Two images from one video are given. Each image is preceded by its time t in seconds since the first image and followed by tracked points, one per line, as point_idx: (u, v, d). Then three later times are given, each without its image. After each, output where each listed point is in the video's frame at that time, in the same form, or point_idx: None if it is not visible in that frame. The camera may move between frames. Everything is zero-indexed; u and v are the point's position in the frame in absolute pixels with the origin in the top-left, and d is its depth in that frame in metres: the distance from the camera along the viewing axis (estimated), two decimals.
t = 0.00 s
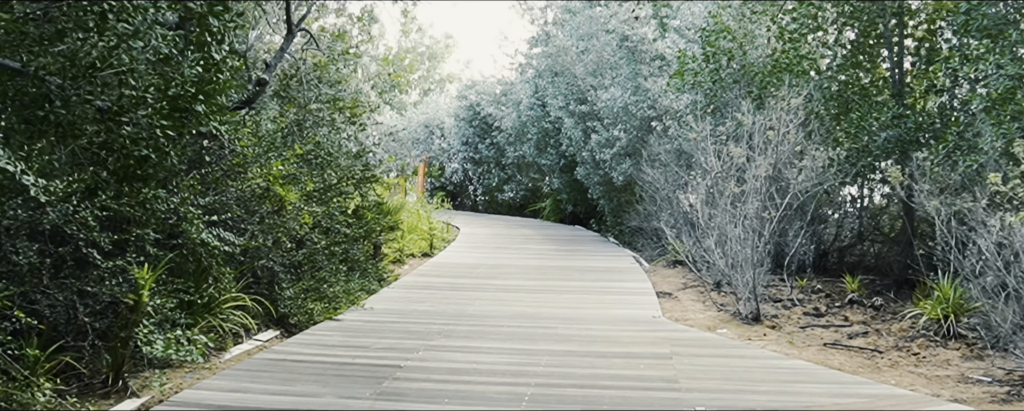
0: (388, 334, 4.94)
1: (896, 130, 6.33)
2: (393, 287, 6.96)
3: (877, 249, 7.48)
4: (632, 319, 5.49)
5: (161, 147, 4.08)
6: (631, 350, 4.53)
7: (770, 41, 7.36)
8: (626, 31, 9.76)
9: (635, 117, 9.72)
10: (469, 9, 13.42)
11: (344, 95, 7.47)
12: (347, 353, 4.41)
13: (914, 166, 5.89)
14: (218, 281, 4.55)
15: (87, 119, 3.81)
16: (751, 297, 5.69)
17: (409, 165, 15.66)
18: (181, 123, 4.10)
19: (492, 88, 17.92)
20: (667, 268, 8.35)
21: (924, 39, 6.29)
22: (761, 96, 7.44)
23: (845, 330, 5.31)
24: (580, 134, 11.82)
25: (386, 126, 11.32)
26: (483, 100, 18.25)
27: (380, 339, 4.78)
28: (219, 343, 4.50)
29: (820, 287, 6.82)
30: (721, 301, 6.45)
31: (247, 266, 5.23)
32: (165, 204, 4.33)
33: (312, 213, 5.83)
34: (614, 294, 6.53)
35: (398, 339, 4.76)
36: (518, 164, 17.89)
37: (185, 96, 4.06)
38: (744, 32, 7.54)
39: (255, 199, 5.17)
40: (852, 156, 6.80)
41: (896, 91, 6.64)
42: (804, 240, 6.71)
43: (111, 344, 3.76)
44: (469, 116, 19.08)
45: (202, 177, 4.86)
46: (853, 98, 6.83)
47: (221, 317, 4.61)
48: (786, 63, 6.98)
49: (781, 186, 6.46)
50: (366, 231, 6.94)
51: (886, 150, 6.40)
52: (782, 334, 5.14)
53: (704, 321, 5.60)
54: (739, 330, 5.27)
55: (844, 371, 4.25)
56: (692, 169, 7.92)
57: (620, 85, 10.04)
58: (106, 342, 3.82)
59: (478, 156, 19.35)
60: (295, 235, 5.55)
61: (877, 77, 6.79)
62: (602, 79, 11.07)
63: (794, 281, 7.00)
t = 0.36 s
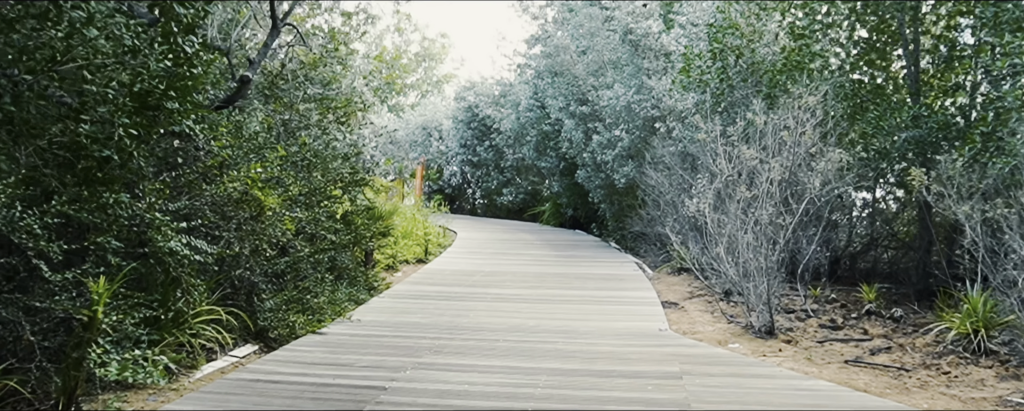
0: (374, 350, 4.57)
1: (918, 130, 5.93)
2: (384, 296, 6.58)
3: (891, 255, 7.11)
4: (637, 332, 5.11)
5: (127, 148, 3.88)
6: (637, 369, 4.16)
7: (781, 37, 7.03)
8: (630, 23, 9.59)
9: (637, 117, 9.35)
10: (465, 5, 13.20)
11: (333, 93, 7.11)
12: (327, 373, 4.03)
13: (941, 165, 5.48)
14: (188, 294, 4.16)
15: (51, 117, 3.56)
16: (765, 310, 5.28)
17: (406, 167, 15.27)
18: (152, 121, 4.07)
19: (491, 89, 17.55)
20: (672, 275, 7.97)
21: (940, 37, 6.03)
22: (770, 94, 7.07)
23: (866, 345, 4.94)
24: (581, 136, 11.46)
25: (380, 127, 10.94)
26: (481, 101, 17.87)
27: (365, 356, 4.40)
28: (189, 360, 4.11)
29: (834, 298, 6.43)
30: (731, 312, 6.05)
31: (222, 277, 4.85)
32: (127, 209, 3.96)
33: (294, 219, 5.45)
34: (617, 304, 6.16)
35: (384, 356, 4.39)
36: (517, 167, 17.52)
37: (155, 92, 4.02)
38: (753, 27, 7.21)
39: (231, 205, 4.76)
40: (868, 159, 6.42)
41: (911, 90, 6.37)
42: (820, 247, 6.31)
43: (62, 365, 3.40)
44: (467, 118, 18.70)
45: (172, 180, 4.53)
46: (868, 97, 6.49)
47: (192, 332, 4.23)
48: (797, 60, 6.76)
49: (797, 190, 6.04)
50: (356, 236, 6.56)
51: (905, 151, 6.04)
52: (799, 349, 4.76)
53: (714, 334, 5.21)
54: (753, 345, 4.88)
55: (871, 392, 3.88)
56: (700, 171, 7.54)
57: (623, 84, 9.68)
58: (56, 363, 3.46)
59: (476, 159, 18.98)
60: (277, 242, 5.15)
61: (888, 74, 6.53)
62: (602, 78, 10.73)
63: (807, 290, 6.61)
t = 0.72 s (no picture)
0: (361, 372, 4.22)
1: (943, 135, 5.57)
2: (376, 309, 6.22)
3: (907, 266, 6.81)
4: (645, 352, 4.75)
5: (88, 154, 3.52)
6: (647, 396, 3.80)
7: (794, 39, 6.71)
8: (637, 23, 9.30)
9: (641, 123, 9.01)
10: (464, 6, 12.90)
11: (324, 96, 6.77)
12: (307, 399, 3.67)
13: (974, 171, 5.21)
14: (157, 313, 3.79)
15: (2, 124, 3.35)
16: (782, 329, 4.82)
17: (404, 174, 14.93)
18: (119, 124, 3.70)
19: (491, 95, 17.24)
20: (679, 288, 7.62)
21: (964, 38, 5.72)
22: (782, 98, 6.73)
23: (891, 366, 4.58)
24: (582, 142, 11.13)
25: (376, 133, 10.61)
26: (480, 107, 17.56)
27: (351, 380, 4.05)
28: (157, 385, 3.74)
29: (853, 314, 6.05)
30: (744, 328, 5.69)
31: (197, 292, 4.49)
32: (88, 221, 3.63)
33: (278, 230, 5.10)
34: (623, 320, 5.80)
35: (371, 380, 4.04)
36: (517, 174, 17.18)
37: (124, 93, 3.66)
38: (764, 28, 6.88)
39: (208, 214, 4.40)
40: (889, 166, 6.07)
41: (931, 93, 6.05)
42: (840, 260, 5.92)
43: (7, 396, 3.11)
44: (466, 124, 18.37)
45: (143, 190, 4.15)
46: (887, 100, 6.16)
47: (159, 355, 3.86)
48: (810, 63, 6.45)
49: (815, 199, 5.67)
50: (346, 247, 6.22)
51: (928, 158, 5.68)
52: (820, 372, 4.39)
53: (728, 354, 4.83)
54: (771, 367, 4.51)
55: None
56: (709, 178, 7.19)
57: (626, 89, 9.35)
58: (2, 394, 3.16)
59: (476, 166, 18.64)
60: (260, 255, 4.81)
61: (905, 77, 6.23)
62: (604, 83, 10.41)
63: (823, 304, 6.25)
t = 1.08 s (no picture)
0: (341, 398, 3.87)
1: (966, 141, 5.25)
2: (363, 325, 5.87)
3: (921, 278, 6.48)
4: (648, 373, 4.41)
5: (36, 159, 3.20)
6: None
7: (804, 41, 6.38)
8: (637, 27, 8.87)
9: (642, 129, 8.68)
10: (460, 9, 12.57)
11: (309, 100, 6.43)
12: None
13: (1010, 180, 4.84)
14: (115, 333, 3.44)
15: None
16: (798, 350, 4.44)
17: (400, 182, 14.59)
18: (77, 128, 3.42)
19: (489, 101, 16.92)
20: (682, 301, 7.28)
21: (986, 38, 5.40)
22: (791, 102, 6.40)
23: (915, 390, 4.23)
24: (582, 149, 10.80)
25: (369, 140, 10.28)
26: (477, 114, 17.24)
27: (330, 406, 3.70)
28: None
29: (868, 332, 5.69)
30: (754, 346, 5.33)
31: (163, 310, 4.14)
32: (35, 232, 3.23)
33: (255, 242, 4.76)
34: (625, 337, 5.45)
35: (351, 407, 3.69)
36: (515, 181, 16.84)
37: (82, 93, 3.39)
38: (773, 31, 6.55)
39: (176, 225, 4.05)
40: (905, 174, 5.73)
41: (949, 96, 5.72)
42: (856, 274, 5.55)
43: None
44: (463, 131, 18.04)
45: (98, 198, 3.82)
46: (903, 105, 5.83)
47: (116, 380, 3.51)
48: (822, 65, 6.11)
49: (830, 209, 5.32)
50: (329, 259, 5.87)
51: (950, 165, 5.35)
52: (839, 397, 4.04)
53: (738, 376, 4.47)
54: (785, 391, 4.16)
55: None
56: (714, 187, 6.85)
57: (627, 94, 9.03)
58: None
59: (473, 173, 18.30)
60: (234, 269, 4.47)
61: (922, 79, 5.88)
62: (604, 88, 10.09)
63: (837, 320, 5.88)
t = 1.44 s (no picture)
0: None
1: (992, 144, 4.95)
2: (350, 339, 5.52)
3: (939, 289, 6.12)
4: (654, 394, 4.06)
5: None
6: None
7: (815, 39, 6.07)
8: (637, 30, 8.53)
9: (644, 135, 8.35)
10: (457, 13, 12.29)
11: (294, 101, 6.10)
12: None
13: None
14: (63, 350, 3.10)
15: None
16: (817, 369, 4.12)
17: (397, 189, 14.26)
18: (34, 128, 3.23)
19: (487, 107, 16.60)
20: (687, 313, 6.93)
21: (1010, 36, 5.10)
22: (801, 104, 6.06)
23: None
24: (582, 154, 10.48)
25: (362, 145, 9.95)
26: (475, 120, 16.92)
27: None
28: None
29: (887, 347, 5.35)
30: (766, 363, 4.98)
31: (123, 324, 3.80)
32: None
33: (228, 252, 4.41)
34: (628, 352, 5.10)
35: None
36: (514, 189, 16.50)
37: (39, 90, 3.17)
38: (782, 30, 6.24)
39: (141, 232, 3.72)
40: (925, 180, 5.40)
41: (970, 97, 5.41)
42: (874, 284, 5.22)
43: None
44: (460, 137, 17.71)
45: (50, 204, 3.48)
46: (921, 106, 5.50)
47: (65, 405, 3.15)
48: (835, 65, 5.79)
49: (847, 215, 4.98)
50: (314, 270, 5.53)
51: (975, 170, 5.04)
52: None
53: (752, 397, 4.12)
54: None
55: None
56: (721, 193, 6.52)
57: (628, 99, 8.72)
58: None
59: (471, 180, 17.96)
60: (205, 280, 4.12)
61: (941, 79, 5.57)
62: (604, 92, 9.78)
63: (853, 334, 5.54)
